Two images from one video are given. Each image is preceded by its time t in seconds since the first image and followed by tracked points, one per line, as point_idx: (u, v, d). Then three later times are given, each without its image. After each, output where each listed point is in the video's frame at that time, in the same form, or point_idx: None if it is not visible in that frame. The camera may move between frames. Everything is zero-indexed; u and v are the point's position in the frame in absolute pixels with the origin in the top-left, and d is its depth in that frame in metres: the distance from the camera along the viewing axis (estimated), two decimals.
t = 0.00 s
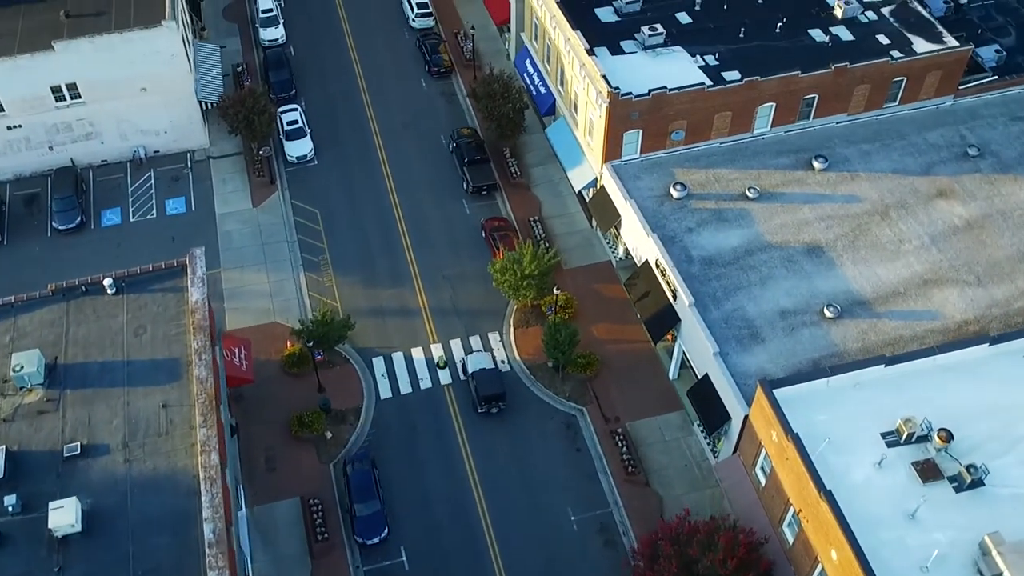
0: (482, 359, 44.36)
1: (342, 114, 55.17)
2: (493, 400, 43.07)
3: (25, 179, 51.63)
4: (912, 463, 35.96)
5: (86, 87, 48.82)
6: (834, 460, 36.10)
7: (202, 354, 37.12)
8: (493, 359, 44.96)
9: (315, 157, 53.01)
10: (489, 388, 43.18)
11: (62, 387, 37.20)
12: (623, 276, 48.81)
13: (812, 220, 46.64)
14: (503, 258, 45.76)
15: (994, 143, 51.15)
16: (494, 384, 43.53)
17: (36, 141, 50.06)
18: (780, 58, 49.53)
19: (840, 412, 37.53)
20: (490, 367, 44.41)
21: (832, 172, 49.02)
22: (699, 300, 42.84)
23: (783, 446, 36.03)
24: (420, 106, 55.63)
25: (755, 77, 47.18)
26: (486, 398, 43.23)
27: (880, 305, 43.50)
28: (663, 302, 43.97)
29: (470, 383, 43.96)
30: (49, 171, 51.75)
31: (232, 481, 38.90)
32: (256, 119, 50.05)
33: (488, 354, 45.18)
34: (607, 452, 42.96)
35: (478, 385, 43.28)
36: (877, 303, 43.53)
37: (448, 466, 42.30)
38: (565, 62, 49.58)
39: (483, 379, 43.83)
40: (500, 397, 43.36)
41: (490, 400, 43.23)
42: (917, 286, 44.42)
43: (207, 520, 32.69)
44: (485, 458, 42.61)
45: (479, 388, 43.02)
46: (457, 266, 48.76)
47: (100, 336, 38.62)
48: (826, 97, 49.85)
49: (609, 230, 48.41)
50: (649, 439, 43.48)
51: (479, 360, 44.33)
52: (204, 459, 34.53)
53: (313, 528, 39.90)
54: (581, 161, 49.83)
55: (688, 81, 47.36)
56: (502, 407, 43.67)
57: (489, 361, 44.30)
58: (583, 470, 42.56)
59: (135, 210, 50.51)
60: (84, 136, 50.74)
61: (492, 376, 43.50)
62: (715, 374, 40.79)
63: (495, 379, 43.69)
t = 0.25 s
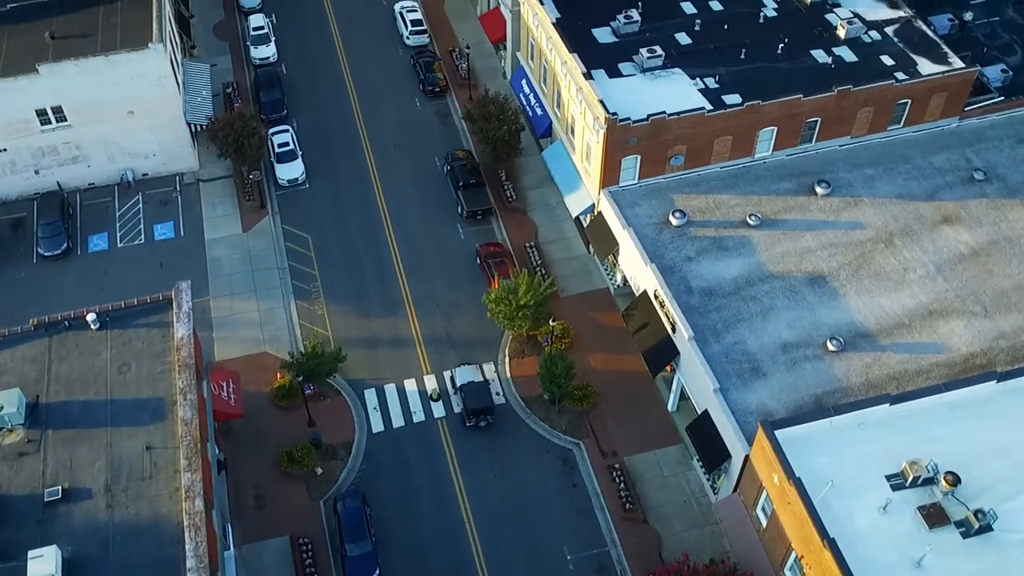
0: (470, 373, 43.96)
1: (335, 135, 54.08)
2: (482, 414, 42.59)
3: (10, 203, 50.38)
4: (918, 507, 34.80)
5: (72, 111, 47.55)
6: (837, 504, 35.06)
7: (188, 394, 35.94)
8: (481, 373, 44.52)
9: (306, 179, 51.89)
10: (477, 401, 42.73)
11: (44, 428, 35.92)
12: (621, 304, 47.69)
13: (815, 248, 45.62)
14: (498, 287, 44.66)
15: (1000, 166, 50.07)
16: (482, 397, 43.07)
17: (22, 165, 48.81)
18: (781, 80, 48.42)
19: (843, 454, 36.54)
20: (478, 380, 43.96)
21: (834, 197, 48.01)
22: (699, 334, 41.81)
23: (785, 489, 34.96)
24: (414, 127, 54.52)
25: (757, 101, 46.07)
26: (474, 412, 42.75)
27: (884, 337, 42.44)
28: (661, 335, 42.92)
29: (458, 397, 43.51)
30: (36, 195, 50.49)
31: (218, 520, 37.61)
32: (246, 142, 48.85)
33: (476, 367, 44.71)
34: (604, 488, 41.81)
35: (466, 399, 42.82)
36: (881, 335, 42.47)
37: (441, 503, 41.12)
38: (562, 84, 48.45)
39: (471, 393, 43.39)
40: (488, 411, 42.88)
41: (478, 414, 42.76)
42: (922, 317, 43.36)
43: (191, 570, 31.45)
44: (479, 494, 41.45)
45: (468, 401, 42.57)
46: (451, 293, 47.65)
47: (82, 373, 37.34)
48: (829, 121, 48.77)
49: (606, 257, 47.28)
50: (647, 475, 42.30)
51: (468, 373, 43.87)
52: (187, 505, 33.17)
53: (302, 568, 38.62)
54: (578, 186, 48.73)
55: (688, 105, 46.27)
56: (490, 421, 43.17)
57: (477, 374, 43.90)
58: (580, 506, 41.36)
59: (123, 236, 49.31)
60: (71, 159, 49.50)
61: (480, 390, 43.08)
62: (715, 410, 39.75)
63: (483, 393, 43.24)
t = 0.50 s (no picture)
0: (464, 372, 43.76)
1: (332, 142, 53.09)
2: (474, 413, 42.44)
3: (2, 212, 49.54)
4: (924, 536, 34.11)
5: (64, 120, 46.70)
6: (842, 533, 34.35)
7: (179, 417, 35.16)
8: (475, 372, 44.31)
9: (303, 190, 50.98)
10: (471, 401, 42.55)
11: (33, 450, 35.03)
12: (623, 319, 46.83)
13: (820, 264, 44.84)
14: (497, 303, 43.84)
15: (1009, 179, 49.12)
16: (476, 397, 42.88)
17: (14, 175, 48.01)
18: (787, 91, 47.49)
19: (848, 481, 35.82)
20: (472, 380, 43.80)
21: (840, 211, 47.14)
22: (701, 353, 41.04)
23: (788, 517, 34.23)
24: (413, 135, 53.56)
25: (761, 113, 45.17)
26: (468, 411, 42.58)
27: (890, 357, 41.64)
28: (663, 353, 42.15)
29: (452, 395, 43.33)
30: (29, 205, 49.69)
31: (211, 543, 36.70)
32: (241, 152, 47.95)
33: (470, 366, 44.55)
34: (604, 510, 40.94)
35: (459, 398, 42.64)
36: (887, 355, 41.68)
37: (438, 523, 40.32)
38: (563, 95, 47.54)
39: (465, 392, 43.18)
40: (481, 411, 42.71)
41: (471, 414, 42.58)
42: (929, 336, 42.54)
43: None
44: (476, 515, 40.67)
45: (461, 401, 42.38)
46: (450, 307, 46.80)
47: (72, 394, 36.48)
48: (834, 133, 47.89)
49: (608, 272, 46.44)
50: (647, 495, 41.43)
51: (462, 372, 43.70)
52: (178, 531, 32.33)
53: None
54: (579, 198, 47.85)
55: (691, 117, 45.37)
56: (483, 421, 43.00)
57: (471, 373, 43.70)
58: (579, 527, 40.53)
59: (117, 247, 48.46)
60: (64, 169, 48.69)
61: (474, 390, 42.88)
62: (718, 433, 38.98)
63: (477, 393, 43.05)
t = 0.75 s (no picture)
0: (470, 372, 43.62)
1: (347, 152, 52.44)
2: (479, 414, 42.37)
3: (14, 218, 49.22)
4: None
5: (77, 127, 46.22)
6: None
7: (184, 438, 34.45)
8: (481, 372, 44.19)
9: (317, 201, 50.37)
10: (476, 402, 42.47)
11: (36, 468, 34.38)
12: (638, 342, 46.08)
13: (841, 291, 43.90)
14: (511, 324, 43.14)
15: None
16: (481, 398, 42.80)
17: (27, 181, 47.66)
18: (811, 112, 46.46)
19: (864, 522, 34.97)
20: (477, 379, 43.66)
21: (863, 237, 46.15)
22: (717, 382, 40.23)
23: (802, 558, 33.26)
24: (429, 146, 52.86)
25: (784, 136, 44.17)
26: (472, 412, 42.51)
27: (910, 390, 40.66)
28: (679, 380, 41.38)
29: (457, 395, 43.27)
30: (41, 211, 49.35)
31: (214, 564, 36.09)
32: (255, 163, 47.33)
33: (475, 366, 44.40)
34: (614, 538, 40.14)
35: (464, 399, 42.57)
36: (907, 388, 40.69)
37: (445, 548, 39.64)
38: (582, 112, 46.69)
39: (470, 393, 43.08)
40: (486, 413, 42.64)
41: (476, 415, 42.51)
42: (951, 370, 41.47)
43: None
44: (483, 541, 39.95)
45: (466, 403, 42.28)
46: (462, 325, 46.14)
47: (77, 411, 35.91)
48: (859, 156, 46.83)
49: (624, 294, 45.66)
50: (659, 524, 40.62)
51: (468, 372, 43.55)
52: (180, 557, 31.55)
53: None
54: (597, 217, 47.03)
55: (711, 138, 44.46)
56: (488, 422, 42.94)
57: (477, 374, 43.58)
58: (588, 556, 39.78)
59: (128, 256, 48.04)
60: (76, 176, 48.29)
61: (479, 391, 42.78)
62: (732, 465, 38.15)
63: (482, 394, 42.96)
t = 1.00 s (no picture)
0: (478, 370, 43.53)
1: (364, 162, 52.06)
2: (487, 414, 42.34)
3: (30, 221, 49.14)
4: None
5: (94, 132, 46.03)
6: None
7: (191, 454, 34.11)
8: (489, 370, 44.12)
9: (333, 211, 50.01)
10: (483, 402, 42.45)
11: (43, 479, 34.08)
12: (653, 362, 45.43)
13: (860, 316, 43.17)
14: (525, 342, 42.60)
15: None
16: (488, 398, 42.77)
17: (42, 185, 47.56)
18: (835, 133, 45.73)
19: (880, 556, 34.23)
20: (484, 377, 43.55)
21: (885, 261, 45.39)
22: (733, 407, 39.57)
23: None
24: (446, 157, 52.43)
25: (806, 157, 43.45)
26: (480, 412, 42.46)
27: (929, 420, 39.84)
28: (694, 403, 40.74)
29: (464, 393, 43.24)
30: (56, 215, 49.27)
31: None
32: (270, 172, 46.99)
33: (482, 363, 44.25)
34: (625, 562, 39.37)
35: (471, 399, 42.55)
36: (927, 418, 39.87)
37: (452, 568, 39.06)
38: (602, 127, 46.09)
39: (477, 392, 43.02)
40: (493, 412, 42.62)
41: (483, 414, 42.48)
42: (972, 400, 40.59)
43: None
44: (491, 561, 39.33)
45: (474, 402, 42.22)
46: (476, 341, 45.66)
47: (85, 422, 35.62)
48: (882, 178, 46.04)
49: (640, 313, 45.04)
50: (670, 549, 39.84)
51: (475, 371, 43.39)
52: None
53: None
54: (614, 235, 46.42)
55: (732, 157, 43.79)
56: (494, 420, 42.93)
57: (485, 372, 43.52)
58: None
59: (142, 262, 47.84)
60: (92, 181, 48.15)
61: (487, 391, 42.74)
62: (746, 493, 37.44)
63: (489, 393, 42.92)
